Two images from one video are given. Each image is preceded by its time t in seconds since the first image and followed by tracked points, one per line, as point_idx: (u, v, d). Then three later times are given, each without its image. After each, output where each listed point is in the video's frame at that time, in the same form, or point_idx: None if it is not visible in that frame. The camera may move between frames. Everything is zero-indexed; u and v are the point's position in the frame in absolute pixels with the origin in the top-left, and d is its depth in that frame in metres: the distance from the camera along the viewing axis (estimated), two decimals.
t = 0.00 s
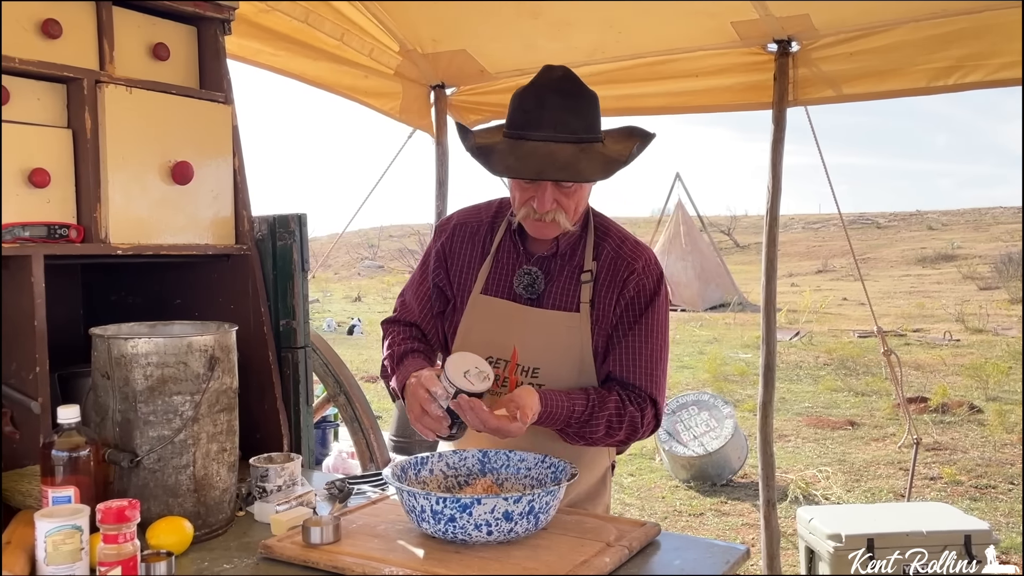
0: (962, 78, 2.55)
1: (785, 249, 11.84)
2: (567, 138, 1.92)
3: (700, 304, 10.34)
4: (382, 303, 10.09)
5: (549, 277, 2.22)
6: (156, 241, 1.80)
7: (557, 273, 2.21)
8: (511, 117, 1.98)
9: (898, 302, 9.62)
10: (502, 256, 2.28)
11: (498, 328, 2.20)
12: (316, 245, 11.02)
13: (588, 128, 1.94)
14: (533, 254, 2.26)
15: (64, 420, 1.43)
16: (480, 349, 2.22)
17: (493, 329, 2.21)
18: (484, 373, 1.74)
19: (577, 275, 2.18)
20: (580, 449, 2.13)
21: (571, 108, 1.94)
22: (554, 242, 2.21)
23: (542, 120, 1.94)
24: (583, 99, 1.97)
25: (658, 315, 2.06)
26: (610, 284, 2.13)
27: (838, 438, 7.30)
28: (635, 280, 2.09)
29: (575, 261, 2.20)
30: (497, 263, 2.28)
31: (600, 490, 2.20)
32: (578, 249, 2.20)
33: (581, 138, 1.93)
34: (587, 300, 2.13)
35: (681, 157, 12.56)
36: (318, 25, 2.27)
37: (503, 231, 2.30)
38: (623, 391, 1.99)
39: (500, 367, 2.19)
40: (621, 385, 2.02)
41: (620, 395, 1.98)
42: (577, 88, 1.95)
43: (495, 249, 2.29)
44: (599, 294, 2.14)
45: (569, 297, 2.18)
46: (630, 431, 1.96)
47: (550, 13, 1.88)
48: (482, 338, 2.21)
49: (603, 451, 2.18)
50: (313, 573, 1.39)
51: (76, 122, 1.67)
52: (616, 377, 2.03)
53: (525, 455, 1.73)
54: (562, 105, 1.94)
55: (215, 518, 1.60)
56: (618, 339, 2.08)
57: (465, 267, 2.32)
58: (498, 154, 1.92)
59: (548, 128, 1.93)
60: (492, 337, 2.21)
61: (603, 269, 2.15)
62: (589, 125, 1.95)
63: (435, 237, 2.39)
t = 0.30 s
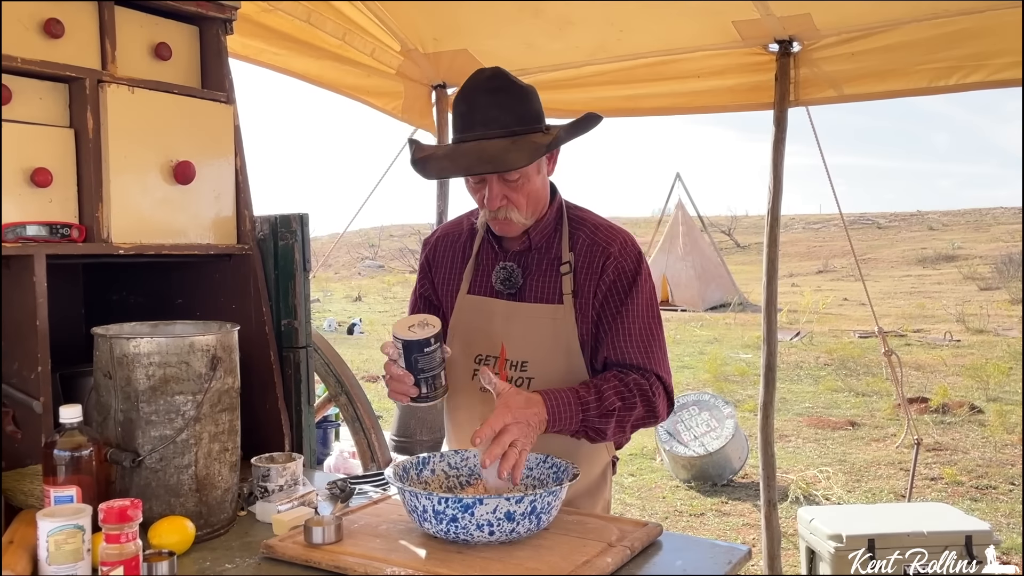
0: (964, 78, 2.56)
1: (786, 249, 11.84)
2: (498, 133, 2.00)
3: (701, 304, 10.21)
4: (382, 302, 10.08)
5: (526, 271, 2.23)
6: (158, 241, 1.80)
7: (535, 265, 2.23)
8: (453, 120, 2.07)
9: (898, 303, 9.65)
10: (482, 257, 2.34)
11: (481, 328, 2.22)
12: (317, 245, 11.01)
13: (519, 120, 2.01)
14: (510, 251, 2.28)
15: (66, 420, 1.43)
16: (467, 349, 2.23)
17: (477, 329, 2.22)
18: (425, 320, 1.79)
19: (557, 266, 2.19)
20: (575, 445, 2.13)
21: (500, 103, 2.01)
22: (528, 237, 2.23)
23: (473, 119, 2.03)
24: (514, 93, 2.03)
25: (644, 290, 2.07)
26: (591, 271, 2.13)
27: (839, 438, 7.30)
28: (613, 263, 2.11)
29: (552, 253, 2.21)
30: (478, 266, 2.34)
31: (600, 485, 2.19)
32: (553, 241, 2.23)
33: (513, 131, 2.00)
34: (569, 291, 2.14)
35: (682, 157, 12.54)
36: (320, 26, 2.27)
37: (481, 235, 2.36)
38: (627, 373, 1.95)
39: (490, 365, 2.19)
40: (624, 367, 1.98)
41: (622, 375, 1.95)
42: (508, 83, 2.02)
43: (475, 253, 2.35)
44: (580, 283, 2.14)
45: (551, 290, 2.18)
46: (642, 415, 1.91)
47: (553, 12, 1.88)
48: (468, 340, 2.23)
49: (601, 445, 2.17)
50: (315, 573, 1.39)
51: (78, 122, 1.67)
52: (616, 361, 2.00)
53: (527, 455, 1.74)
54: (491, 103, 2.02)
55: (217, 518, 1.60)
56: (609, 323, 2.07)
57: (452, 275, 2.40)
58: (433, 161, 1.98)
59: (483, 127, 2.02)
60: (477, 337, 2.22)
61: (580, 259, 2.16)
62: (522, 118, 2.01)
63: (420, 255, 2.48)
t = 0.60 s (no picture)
0: (965, 78, 2.56)
1: (787, 249, 11.83)
2: (422, 136, 2.09)
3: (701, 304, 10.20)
4: (383, 302, 10.07)
5: (497, 269, 2.25)
6: (159, 240, 1.80)
7: (504, 263, 2.24)
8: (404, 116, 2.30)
9: (899, 302, 9.66)
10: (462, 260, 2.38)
11: (463, 327, 2.26)
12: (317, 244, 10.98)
13: (445, 126, 2.09)
14: (481, 250, 2.30)
15: (66, 419, 1.43)
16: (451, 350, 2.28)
17: (460, 331, 2.27)
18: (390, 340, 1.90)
19: (526, 261, 2.19)
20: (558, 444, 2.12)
21: (427, 107, 2.11)
22: (496, 234, 2.24)
23: (408, 120, 2.16)
24: (445, 98, 2.10)
25: (603, 274, 2.05)
26: (555, 261, 2.13)
27: (839, 438, 7.29)
28: (576, 252, 2.09)
29: (520, 248, 2.21)
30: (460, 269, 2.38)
31: (591, 479, 2.20)
32: (521, 236, 2.21)
33: (436, 134, 2.09)
34: (537, 286, 2.14)
35: (682, 157, 12.53)
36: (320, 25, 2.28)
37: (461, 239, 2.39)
38: (574, 349, 2.00)
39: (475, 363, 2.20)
40: (574, 348, 2.01)
41: (566, 352, 2.00)
42: (439, 88, 2.10)
43: (457, 255, 2.39)
44: (547, 276, 2.14)
45: (521, 286, 2.20)
46: (580, 395, 1.97)
47: (553, 12, 1.88)
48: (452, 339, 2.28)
49: (590, 442, 2.15)
50: (316, 572, 1.39)
51: (78, 121, 1.67)
52: (565, 343, 2.03)
53: (527, 455, 1.73)
54: (420, 106, 2.12)
55: (217, 517, 1.60)
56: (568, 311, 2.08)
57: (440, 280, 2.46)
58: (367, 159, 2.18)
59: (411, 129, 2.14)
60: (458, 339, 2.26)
61: (547, 251, 2.15)
62: (447, 122, 2.09)
63: (414, 276, 2.56)
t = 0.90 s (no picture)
0: (965, 76, 2.56)
1: (787, 248, 11.84)
2: (386, 139, 2.11)
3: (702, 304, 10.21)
4: (384, 301, 10.05)
5: (464, 269, 2.23)
6: (158, 238, 1.79)
7: (469, 263, 2.21)
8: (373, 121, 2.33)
9: (900, 302, 9.66)
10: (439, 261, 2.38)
11: (436, 328, 2.26)
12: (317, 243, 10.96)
13: (407, 127, 2.09)
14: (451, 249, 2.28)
15: (66, 417, 1.43)
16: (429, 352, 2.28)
17: (433, 332, 2.27)
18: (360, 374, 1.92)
19: (486, 260, 2.16)
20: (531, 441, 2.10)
21: (389, 111, 2.12)
22: (459, 234, 2.21)
23: (374, 124, 2.17)
24: (404, 101, 2.11)
25: (542, 266, 1.96)
26: (509, 259, 2.08)
27: (840, 437, 7.28)
28: (525, 248, 2.03)
29: (483, 247, 2.17)
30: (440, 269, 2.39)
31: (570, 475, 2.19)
32: (484, 234, 2.17)
33: (399, 136, 2.09)
34: (495, 284, 2.11)
35: (683, 156, 12.52)
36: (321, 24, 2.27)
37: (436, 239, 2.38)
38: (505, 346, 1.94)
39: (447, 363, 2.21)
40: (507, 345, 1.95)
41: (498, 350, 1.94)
42: (400, 92, 2.11)
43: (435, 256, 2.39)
44: (504, 274, 2.10)
45: (482, 284, 2.17)
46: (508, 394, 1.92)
47: (553, 10, 1.88)
48: (430, 340, 2.29)
49: (566, 438, 2.14)
50: (315, 571, 1.39)
51: (77, 118, 1.67)
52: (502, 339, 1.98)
53: (527, 454, 1.73)
54: (383, 111, 2.13)
55: (216, 516, 1.60)
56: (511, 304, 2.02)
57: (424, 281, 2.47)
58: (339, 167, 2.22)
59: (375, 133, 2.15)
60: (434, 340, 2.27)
61: (503, 250, 2.10)
62: (410, 123, 2.10)
63: (409, 277, 2.58)
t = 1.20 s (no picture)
0: (966, 75, 2.56)
1: (788, 247, 11.84)
2: (364, 146, 2.10)
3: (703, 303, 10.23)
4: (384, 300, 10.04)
5: (448, 271, 2.23)
6: (159, 237, 1.79)
7: (452, 265, 2.21)
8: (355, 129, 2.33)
9: (901, 301, 9.65)
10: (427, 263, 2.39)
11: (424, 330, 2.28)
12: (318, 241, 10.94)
13: (384, 132, 2.08)
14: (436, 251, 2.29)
15: (66, 416, 1.43)
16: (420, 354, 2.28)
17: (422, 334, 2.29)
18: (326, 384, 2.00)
19: (466, 262, 2.16)
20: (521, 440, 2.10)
21: (367, 119, 2.11)
22: (441, 237, 2.22)
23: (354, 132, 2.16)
24: (382, 108, 2.10)
25: (515, 267, 1.94)
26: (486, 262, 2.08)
27: (841, 436, 7.28)
28: (498, 249, 2.02)
29: (464, 249, 2.17)
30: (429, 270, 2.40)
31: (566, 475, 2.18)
32: (466, 236, 2.17)
33: (377, 143, 2.08)
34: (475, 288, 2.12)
35: (684, 155, 12.52)
36: (320, 23, 2.25)
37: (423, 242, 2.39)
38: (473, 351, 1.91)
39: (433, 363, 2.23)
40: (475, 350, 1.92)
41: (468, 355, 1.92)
42: (377, 99, 2.10)
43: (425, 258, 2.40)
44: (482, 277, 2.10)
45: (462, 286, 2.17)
46: (474, 400, 1.89)
47: (553, 9, 1.88)
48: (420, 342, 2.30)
49: (557, 437, 2.14)
50: (316, 569, 1.39)
51: (78, 117, 1.66)
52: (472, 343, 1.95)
53: (527, 453, 1.73)
54: (362, 119, 2.12)
55: (217, 515, 1.60)
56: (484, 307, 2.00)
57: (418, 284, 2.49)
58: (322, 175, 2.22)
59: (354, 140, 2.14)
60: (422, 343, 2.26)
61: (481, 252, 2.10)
62: (389, 129, 2.08)
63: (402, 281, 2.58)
